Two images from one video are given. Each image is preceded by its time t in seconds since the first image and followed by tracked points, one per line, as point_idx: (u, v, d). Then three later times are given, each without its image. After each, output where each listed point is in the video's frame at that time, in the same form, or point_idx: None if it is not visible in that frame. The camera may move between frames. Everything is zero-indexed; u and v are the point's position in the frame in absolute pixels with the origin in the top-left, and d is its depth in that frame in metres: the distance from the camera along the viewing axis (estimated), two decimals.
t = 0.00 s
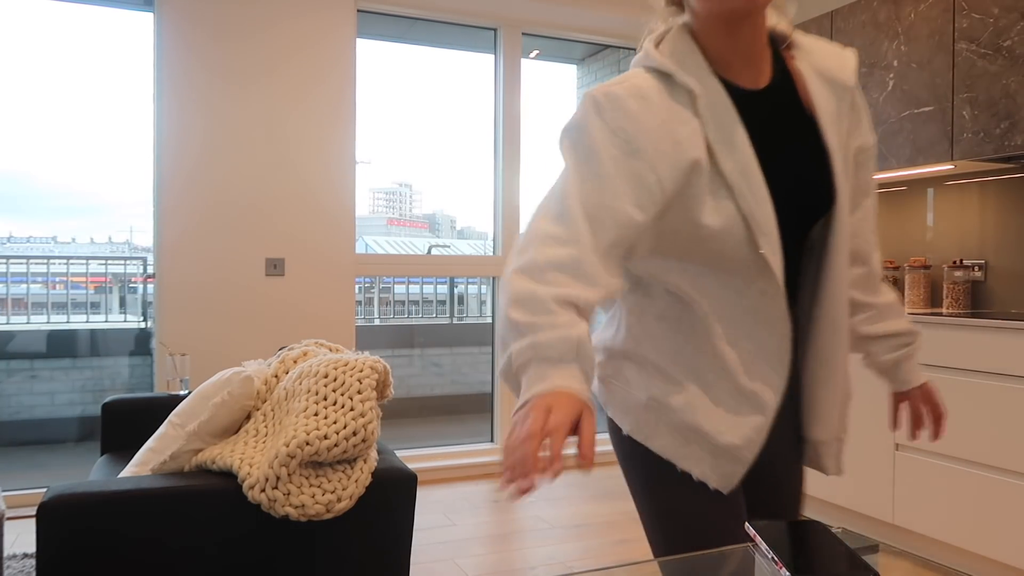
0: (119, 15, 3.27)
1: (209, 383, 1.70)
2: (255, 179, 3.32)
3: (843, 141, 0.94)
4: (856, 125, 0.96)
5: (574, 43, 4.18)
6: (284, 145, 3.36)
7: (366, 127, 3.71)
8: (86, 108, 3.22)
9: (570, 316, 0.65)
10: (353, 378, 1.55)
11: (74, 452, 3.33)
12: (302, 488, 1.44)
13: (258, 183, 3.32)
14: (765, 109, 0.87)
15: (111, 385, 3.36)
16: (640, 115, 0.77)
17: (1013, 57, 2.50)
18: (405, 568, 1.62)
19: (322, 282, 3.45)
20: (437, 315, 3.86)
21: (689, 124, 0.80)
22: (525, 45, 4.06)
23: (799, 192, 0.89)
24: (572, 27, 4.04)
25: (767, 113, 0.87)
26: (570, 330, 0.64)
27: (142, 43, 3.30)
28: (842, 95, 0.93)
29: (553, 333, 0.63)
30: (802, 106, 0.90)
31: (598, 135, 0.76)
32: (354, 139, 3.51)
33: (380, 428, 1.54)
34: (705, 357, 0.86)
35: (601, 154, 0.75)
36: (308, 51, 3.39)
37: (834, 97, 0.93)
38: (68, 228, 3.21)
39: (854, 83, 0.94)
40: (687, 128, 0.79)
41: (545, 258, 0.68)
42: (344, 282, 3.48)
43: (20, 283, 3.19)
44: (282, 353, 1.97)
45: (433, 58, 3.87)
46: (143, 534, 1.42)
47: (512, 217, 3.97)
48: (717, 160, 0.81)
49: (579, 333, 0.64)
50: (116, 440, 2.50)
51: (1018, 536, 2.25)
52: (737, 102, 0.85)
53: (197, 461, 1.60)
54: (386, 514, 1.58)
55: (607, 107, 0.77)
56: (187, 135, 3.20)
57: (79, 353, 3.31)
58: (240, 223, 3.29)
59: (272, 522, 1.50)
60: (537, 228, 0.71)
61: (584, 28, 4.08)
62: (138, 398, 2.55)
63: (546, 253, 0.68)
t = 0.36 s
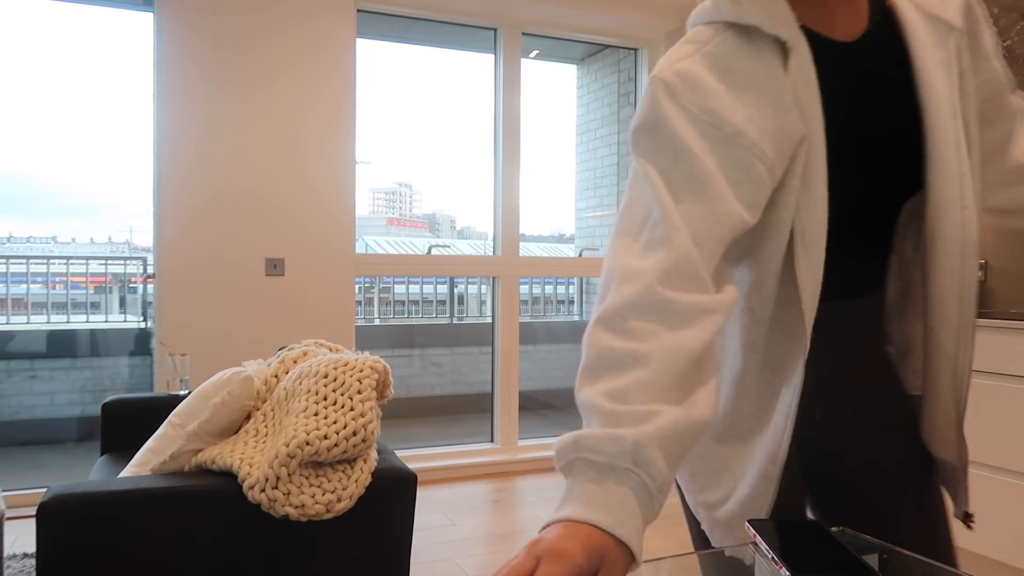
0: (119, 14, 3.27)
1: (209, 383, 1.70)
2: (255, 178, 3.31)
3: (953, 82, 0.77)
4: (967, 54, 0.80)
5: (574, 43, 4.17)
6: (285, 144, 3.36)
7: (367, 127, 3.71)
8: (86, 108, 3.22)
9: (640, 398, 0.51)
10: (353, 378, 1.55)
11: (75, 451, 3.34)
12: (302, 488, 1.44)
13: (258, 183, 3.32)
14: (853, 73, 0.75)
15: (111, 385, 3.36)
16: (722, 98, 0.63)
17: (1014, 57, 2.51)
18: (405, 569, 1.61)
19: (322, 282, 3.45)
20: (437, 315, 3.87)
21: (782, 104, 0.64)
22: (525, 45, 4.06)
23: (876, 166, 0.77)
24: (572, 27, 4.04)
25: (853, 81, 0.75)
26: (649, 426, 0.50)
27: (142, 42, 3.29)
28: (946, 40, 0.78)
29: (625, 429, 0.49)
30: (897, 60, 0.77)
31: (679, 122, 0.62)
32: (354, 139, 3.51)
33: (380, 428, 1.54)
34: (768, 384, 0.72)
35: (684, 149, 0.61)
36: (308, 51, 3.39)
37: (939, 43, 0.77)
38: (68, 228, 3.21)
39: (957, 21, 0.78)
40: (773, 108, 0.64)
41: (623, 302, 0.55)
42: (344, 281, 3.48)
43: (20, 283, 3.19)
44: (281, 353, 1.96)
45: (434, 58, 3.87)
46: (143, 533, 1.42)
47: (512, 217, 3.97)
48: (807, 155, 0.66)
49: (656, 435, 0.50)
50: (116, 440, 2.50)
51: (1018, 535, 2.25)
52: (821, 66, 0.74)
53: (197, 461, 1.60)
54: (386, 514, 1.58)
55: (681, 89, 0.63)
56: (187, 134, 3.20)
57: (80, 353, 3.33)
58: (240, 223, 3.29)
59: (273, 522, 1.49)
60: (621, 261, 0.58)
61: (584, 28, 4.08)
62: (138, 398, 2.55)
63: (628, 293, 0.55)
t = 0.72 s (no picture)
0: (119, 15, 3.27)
1: (209, 383, 1.70)
2: (255, 178, 3.31)
3: None
4: None
5: (574, 43, 4.17)
6: (285, 144, 3.36)
7: (367, 128, 3.71)
8: (86, 108, 3.22)
9: (673, 319, 0.59)
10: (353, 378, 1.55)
11: (75, 451, 3.34)
12: (302, 488, 1.44)
13: (258, 183, 3.32)
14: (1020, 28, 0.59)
15: (111, 385, 3.37)
16: (829, 42, 0.58)
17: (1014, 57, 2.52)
18: (405, 569, 1.61)
19: (322, 282, 3.45)
20: (436, 314, 3.87)
21: (896, 53, 0.57)
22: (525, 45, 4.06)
23: None
24: (572, 27, 4.04)
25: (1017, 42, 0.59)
26: (672, 336, 0.58)
27: (142, 43, 3.29)
28: None
29: (654, 335, 0.58)
30: None
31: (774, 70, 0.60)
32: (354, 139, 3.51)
33: (380, 428, 1.54)
34: (862, 349, 0.70)
35: (777, 93, 0.59)
36: (310, 51, 3.39)
37: None
38: (68, 228, 3.21)
39: None
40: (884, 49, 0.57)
41: (679, 237, 0.60)
42: (345, 282, 3.48)
43: (20, 283, 3.19)
44: (281, 353, 1.96)
45: (433, 58, 3.86)
46: (145, 533, 1.42)
47: (512, 217, 3.98)
48: (929, 103, 0.58)
49: (676, 342, 0.58)
50: (116, 440, 2.50)
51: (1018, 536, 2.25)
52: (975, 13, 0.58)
53: (197, 461, 1.60)
54: (387, 513, 1.58)
55: (796, 39, 0.59)
56: (188, 134, 3.20)
57: (80, 353, 3.33)
58: (240, 223, 3.29)
59: (272, 523, 1.49)
60: (690, 204, 0.63)
61: (584, 28, 4.08)
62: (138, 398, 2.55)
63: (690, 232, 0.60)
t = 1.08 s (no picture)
0: (119, 15, 3.27)
1: (209, 383, 1.70)
2: (256, 178, 3.32)
3: None
4: None
5: (574, 43, 4.17)
6: (286, 144, 3.37)
7: (366, 127, 3.71)
8: (86, 108, 3.22)
9: (735, 217, 0.86)
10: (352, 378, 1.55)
11: (75, 452, 3.34)
12: (302, 488, 1.44)
13: (259, 183, 3.32)
14: None
15: (111, 386, 3.36)
16: (974, 12, 0.78)
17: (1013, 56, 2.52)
18: (403, 569, 1.61)
19: (322, 283, 3.45)
20: (437, 315, 3.87)
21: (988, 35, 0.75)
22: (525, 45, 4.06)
23: None
24: (572, 27, 4.04)
25: None
26: (724, 229, 0.86)
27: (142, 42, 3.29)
28: None
29: (714, 226, 0.87)
30: None
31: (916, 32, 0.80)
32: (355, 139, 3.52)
33: (380, 428, 1.54)
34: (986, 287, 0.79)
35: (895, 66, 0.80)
36: (310, 51, 3.39)
37: None
38: (68, 228, 3.21)
39: None
40: None
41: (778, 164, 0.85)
42: (345, 282, 3.49)
43: (20, 283, 3.19)
44: (281, 353, 1.96)
45: (433, 58, 3.86)
46: (144, 534, 1.42)
47: (512, 217, 3.98)
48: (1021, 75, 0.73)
49: (723, 235, 0.86)
50: (115, 440, 2.50)
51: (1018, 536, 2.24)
52: None
53: (196, 461, 1.60)
54: (386, 513, 1.58)
55: (921, 28, 0.80)
56: (188, 134, 3.20)
57: (80, 353, 3.32)
58: (240, 224, 3.29)
59: (272, 523, 1.49)
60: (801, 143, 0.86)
61: (585, 28, 4.08)
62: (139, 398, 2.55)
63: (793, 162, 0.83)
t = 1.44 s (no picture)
0: (118, 15, 3.27)
1: (209, 382, 1.70)
2: (256, 178, 3.32)
3: None
4: None
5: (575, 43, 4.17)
6: (286, 144, 3.36)
7: (366, 127, 3.71)
8: (86, 108, 3.22)
9: (797, 212, 1.01)
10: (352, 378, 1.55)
11: (74, 452, 3.34)
12: (301, 488, 1.44)
13: (259, 183, 3.32)
14: None
15: (111, 386, 3.36)
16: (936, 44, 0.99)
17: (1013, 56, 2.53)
18: (402, 569, 1.61)
19: (322, 283, 3.44)
20: (436, 314, 3.86)
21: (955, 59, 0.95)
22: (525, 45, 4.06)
23: None
24: (571, 27, 4.04)
25: None
26: (788, 218, 1.01)
27: (142, 42, 3.29)
28: None
29: (779, 217, 1.01)
30: None
31: (895, 65, 1.02)
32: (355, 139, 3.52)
33: (380, 428, 1.54)
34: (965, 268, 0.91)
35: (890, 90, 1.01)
36: (309, 51, 3.39)
37: None
38: (68, 228, 3.21)
39: None
40: (977, 31, 0.92)
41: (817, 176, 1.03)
42: (345, 282, 3.48)
43: (20, 283, 3.19)
44: (281, 353, 1.96)
45: (433, 58, 3.86)
46: (144, 534, 1.42)
47: (512, 217, 3.98)
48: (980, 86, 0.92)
49: (790, 223, 1.00)
50: (115, 440, 2.50)
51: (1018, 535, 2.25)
52: None
53: (197, 461, 1.60)
54: (386, 514, 1.58)
55: (903, 61, 1.02)
56: (188, 134, 3.20)
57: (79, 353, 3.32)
58: (240, 224, 3.29)
59: (271, 524, 1.49)
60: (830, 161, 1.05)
61: (585, 28, 4.08)
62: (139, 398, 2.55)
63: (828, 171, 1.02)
